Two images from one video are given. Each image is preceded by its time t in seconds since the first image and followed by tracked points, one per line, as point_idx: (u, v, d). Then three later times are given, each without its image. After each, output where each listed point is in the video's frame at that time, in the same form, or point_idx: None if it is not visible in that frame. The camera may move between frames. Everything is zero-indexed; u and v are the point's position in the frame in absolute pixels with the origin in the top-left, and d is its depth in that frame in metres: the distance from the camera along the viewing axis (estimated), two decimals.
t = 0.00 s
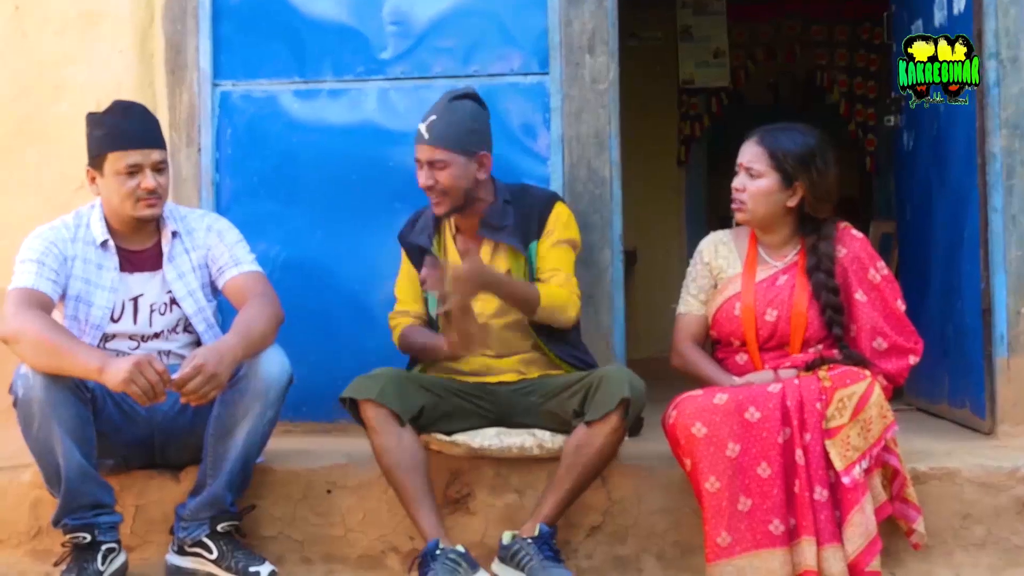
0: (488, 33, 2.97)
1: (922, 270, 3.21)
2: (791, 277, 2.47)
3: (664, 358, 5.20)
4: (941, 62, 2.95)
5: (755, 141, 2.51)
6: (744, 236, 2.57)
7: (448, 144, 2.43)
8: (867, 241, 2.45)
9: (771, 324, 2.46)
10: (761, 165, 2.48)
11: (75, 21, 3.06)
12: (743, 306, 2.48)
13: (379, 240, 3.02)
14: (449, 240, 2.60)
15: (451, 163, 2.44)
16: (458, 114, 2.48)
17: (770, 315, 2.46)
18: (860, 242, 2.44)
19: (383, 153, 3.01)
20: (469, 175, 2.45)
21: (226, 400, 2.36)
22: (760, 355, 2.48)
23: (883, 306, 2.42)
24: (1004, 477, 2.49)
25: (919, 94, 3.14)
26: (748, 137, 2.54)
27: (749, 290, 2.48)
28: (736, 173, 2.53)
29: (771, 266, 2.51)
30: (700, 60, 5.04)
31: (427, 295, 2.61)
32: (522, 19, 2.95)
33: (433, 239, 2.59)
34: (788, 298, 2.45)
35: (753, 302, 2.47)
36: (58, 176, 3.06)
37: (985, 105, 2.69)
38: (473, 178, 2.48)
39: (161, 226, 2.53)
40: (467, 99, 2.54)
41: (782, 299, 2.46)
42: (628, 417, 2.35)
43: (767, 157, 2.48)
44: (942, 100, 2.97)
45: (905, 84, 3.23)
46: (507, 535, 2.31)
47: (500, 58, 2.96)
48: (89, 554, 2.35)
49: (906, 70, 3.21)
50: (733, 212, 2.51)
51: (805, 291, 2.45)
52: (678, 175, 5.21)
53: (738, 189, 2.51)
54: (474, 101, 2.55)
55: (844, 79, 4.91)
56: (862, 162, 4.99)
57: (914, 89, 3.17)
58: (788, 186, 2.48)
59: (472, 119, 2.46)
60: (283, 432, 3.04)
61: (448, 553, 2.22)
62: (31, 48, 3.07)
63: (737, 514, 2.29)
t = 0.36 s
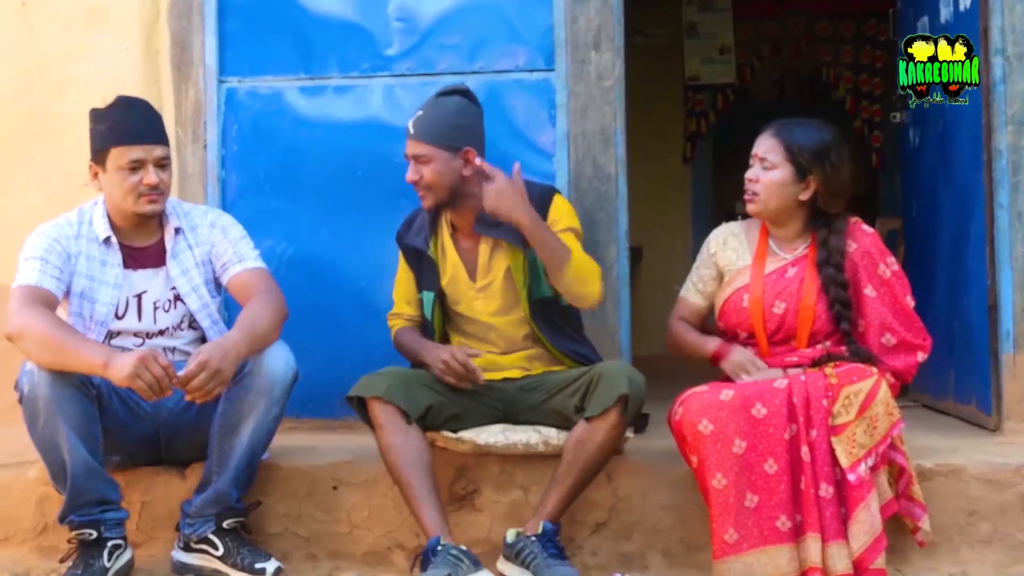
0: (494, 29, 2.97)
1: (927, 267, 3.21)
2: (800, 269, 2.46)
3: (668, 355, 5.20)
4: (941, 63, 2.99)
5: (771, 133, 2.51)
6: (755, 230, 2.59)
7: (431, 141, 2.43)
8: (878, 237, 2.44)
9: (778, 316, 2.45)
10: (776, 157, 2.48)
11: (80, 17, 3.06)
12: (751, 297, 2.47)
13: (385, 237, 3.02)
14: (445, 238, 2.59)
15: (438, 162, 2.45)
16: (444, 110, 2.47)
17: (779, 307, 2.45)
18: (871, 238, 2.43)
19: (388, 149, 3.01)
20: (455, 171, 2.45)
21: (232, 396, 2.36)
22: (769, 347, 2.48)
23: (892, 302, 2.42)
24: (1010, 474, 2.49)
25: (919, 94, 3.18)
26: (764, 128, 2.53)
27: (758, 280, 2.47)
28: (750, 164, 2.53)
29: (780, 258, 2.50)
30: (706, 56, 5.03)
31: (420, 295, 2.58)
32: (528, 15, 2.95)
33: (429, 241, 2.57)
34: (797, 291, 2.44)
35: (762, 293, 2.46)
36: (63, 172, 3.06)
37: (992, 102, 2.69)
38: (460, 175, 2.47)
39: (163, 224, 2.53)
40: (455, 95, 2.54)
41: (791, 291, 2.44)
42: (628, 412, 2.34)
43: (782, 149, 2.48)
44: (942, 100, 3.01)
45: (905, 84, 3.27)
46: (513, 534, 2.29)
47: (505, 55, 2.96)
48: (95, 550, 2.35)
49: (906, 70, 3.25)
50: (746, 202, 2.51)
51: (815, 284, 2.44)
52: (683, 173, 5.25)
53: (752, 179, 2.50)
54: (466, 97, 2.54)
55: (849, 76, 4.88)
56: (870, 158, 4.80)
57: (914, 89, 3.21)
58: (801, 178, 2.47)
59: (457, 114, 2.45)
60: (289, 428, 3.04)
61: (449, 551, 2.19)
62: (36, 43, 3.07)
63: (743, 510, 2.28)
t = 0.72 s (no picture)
0: (497, 27, 2.97)
1: (931, 266, 3.21)
2: (802, 266, 2.46)
3: (670, 353, 5.21)
4: (942, 62, 3.01)
5: (771, 135, 2.51)
6: (758, 228, 2.57)
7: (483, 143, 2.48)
8: (882, 235, 2.43)
9: (779, 313, 2.44)
10: (776, 157, 2.48)
11: (83, 15, 3.06)
12: (753, 293, 2.47)
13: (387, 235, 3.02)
14: (430, 242, 2.59)
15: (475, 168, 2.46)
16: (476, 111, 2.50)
17: (779, 303, 2.45)
18: (874, 236, 2.42)
19: (391, 148, 3.00)
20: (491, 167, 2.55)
21: (236, 394, 2.36)
22: (771, 346, 2.47)
23: (895, 301, 2.41)
24: (1014, 472, 2.49)
25: (919, 93, 3.20)
26: (764, 130, 2.54)
27: (761, 277, 2.47)
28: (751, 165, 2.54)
29: (782, 255, 2.50)
30: (709, 54, 5.06)
31: (393, 304, 2.56)
32: (531, 13, 2.95)
33: (411, 250, 2.54)
34: (797, 288, 2.44)
35: (763, 290, 2.46)
36: (67, 170, 3.06)
37: (995, 100, 2.69)
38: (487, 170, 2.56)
39: (169, 221, 2.53)
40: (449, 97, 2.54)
41: (791, 288, 2.45)
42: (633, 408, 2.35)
43: (782, 149, 2.48)
44: (943, 99, 3.02)
45: (905, 84, 3.28)
46: (513, 531, 2.31)
47: (508, 53, 2.96)
48: (100, 547, 2.35)
49: (907, 70, 3.27)
50: (750, 203, 2.52)
51: (816, 282, 2.43)
52: (684, 172, 5.26)
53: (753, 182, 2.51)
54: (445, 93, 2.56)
55: (853, 75, 4.95)
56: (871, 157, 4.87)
57: (913, 89, 3.23)
58: (802, 178, 2.47)
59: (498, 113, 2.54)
60: (292, 426, 3.05)
61: (440, 562, 2.15)
62: (39, 42, 3.07)
63: (746, 509, 2.28)
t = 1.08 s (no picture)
0: (500, 26, 2.97)
1: (933, 265, 3.21)
2: (797, 267, 2.46)
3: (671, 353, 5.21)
4: (942, 62, 3.02)
5: (756, 138, 2.50)
6: (752, 231, 2.57)
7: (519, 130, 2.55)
8: (876, 231, 2.43)
9: (778, 314, 2.44)
10: (763, 160, 2.47)
11: (85, 14, 3.06)
12: (750, 296, 2.47)
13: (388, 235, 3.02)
14: (442, 242, 2.59)
15: (513, 155, 2.48)
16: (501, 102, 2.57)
17: (777, 305, 2.45)
18: (868, 233, 2.42)
19: (393, 147, 3.01)
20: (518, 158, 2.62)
21: (238, 393, 2.36)
22: (769, 347, 2.47)
23: (892, 296, 2.40)
24: (1015, 471, 2.49)
25: (919, 93, 3.21)
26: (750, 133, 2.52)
27: (756, 279, 2.47)
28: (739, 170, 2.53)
29: (777, 257, 2.51)
30: (711, 53, 5.07)
31: (402, 302, 2.54)
32: (533, 12, 2.95)
33: (425, 248, 2.52)
34: (795, 288, 2.44)
35: (761, 292, 2.46)
36: (68, 169, 3.06)
37: (997, 98, 2.69)
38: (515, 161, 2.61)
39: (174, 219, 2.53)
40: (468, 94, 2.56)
41: (789, 289, 2.45)
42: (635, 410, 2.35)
43: (768, 151, 2.47)
44: (943, 99, 3.03)
45: (905, 84, 3.29)
46: (512, 532, 2.31)
47: (510, 52, 2.96)
48: (101, 546, 2.35)
49: (907, 70, 3.28)
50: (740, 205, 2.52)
51: (811, 282, 2.43)
52: (686, 172, 5.26)
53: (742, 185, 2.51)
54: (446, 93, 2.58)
55: (855, 74, 4.90)
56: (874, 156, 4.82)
57: (913, 89, 3.24)
58: (789, 179, 2.46)
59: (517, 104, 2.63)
60: (294, 426, 3.04)
61: (436, 565, 2.15)
62: (41, 41, 3.07)
63: (748, 509, 2.28)
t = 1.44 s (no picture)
0: (501, 26, 2.97)
1: (934, 266, 3.21)
2: (793, 269, 2.46)
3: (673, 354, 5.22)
4: (941, 62, 3.03)
5: (749, 141, 2.51)
6: (748, 234, 2.57)
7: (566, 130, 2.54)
8: (872, 231, 2.42)
9: (773, 317, 2.44)
10: (755, 163, 2.48)
11: (86, 15, 3.06)
12: (746, 300, 2.47)
13: (389, 235, 3.02)
14: (479, 239, 2.59)
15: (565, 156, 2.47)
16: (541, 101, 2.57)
17: (772, 307, 2.44)
18: (864, 233, 2.42)
19: (395, 147, 3.01)
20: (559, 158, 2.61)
21: (239, 395, 2.36)
22: (766, 349, 2.47)
23: (888, 296, 2.40)
24: (1016, 472, 2.49)
25: (919, 93, 3.21)
26: (742, 137, 2.53)
27: (752, 283, 2.47)
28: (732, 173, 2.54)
29: (772, 259, 2.50)
30: (712, 54, 5.08)
31: (432, 296, 2.53)
32: (534, 13, 2.95)
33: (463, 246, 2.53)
34: (789, 290, 2.44)
35: (756, 295, 2.46)
36: (69, 170, 3.06)
37: (998, 99, 2.69)
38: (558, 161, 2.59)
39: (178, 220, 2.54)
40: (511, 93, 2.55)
41: (784, 290, 2.44)
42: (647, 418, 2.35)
43: (760, 155, 2.48)
44: (943, 99, 3.03)
45: (905, 84, 3.29)
46: (515, 533, 2.31)
47: (511, 52, 2.97)
48: (105, 540, 2.35)
49: (906, 70, 3.28)
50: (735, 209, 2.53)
51: (806, 284, 2.43)
52: (687, 173, 5.27)
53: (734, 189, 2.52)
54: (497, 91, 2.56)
55: (857, 74, 4.88)
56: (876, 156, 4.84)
57: (913, 89, 3.24)
58: (782, 182, 2.46)
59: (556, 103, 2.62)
60: (295, 427, 3.04)
61: (442, 564, 2.14)
62: (43, 41, 3.08)
63: (742, 512, 2.28)
